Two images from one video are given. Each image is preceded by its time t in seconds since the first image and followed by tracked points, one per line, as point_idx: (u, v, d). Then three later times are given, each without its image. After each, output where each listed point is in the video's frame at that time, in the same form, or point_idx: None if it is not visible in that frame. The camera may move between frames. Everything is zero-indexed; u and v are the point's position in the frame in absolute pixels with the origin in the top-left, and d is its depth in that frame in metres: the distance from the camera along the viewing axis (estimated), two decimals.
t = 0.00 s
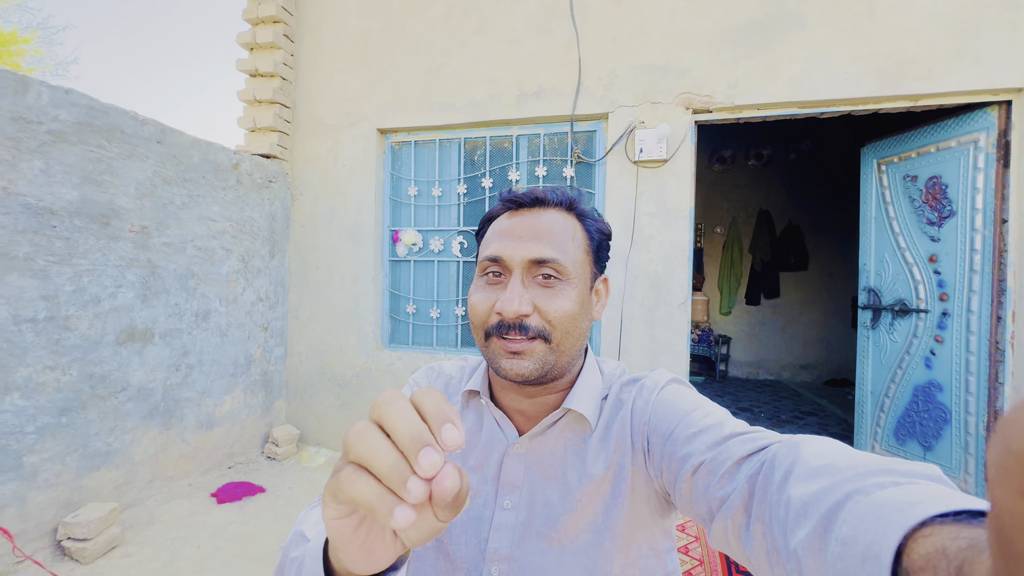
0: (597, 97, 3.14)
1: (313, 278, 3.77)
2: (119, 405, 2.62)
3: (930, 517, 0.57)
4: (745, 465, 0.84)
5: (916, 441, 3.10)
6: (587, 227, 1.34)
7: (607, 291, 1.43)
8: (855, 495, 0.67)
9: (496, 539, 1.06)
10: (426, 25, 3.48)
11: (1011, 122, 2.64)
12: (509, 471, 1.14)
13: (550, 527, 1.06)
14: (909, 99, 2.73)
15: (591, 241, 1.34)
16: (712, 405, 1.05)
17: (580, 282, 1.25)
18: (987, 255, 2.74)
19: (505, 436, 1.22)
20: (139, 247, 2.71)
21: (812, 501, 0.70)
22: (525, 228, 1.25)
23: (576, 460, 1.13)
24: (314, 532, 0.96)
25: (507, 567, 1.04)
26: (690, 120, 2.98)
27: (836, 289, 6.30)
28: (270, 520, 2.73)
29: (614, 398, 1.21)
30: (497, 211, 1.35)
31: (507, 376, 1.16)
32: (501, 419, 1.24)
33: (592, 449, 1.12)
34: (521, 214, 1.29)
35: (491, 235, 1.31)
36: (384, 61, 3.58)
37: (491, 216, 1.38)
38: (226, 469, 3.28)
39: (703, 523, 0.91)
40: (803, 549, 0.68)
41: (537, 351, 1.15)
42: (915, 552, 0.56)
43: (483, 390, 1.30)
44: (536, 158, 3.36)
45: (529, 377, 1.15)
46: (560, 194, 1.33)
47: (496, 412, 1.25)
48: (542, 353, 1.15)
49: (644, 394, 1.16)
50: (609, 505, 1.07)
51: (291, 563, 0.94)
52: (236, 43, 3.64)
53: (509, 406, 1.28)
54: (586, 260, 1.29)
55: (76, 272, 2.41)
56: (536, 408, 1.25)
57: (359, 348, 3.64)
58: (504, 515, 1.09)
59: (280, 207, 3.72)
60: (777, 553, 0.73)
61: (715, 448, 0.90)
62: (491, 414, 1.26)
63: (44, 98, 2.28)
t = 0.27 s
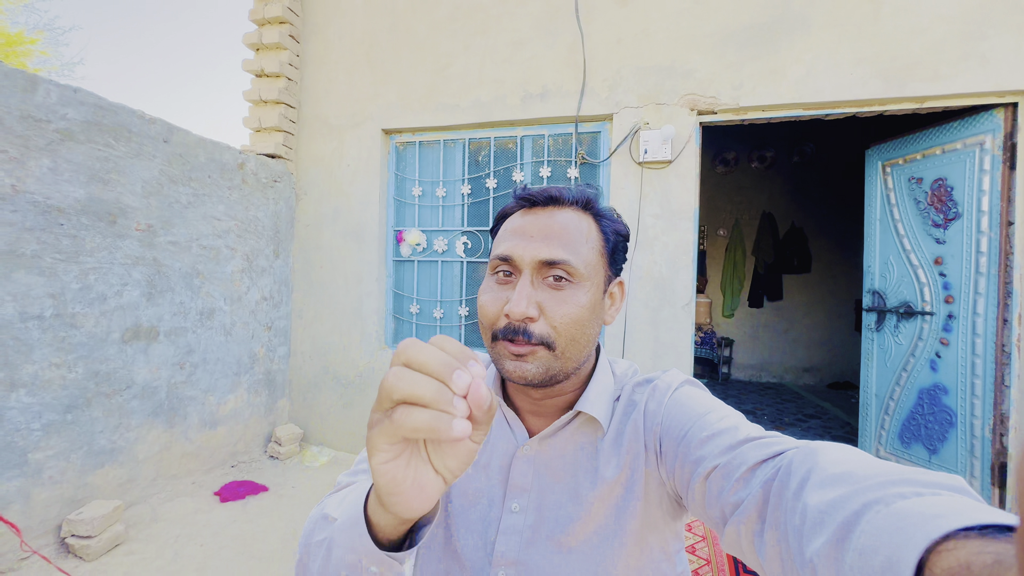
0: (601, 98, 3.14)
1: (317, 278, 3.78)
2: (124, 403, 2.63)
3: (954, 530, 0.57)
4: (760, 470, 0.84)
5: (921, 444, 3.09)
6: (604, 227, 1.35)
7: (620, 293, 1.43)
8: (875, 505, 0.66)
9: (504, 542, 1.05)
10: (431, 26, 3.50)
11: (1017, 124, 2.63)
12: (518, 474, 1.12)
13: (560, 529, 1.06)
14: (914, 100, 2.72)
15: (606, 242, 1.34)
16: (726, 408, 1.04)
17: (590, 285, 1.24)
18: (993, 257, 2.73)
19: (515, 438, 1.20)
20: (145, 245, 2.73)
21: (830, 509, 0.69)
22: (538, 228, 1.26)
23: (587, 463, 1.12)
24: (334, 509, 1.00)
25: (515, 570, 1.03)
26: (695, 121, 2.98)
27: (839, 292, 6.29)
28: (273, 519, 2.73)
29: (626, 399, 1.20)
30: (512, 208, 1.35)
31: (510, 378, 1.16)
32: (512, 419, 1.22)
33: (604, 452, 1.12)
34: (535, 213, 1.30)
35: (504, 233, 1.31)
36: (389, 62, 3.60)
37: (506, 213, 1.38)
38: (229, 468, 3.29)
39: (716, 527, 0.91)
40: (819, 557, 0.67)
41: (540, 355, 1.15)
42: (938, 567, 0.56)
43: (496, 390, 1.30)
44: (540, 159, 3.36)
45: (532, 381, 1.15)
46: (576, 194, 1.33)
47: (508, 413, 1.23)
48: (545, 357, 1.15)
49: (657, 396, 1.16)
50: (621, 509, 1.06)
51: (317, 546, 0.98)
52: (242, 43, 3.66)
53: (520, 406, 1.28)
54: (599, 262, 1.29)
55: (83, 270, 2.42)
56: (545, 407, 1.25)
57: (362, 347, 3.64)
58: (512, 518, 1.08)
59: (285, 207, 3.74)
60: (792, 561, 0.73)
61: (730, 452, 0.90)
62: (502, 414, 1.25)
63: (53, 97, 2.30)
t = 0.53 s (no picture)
0: (603, 100, 3.16)
1: (319, 277, 3.80)
2: (128, 399, 2.65)
3: (943, 519, 0.57)
4: (755, 463, 0.85)
5: (921, 446, 3.09)
6: (607, 224, 1.37)
7: (621, 291, 1.45)
8: (866, 496, 0.66)
9: (502, 535, 1.06)
10: (434, 27, 3.52)
11: (1017, 128, 2.64)
12: (516, 467, 1.13)
13: (557, 522, 1.07)
14: (915, 104, 2.73)
15: (609, 239, 1.36)
16: (721, 402, 1.05)
17: (593, 280, 1.26)
18: (993, 260, 2.73)
19: (513, 430, 1.20)
20: (149, 243, 2.75)
21: (822, 501, 0.70)
22: (544, 223, 1.27)
23: (585, 456, 1.14)
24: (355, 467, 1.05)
25: (513, 562, 1.04)
26: (696, 124, 3.00)
27: (840, 295, 6.29)
28: (274, 516, 2.75)
29: (623, 394, 1.22)
30: (518, 203, 1.37)
31: (512, 367, 1.17)
32: (511, 412, 1.22)
33: (601, 446, 1.13)
34: (542, 208, 1.31)
35: (509, 227, 1.32)
36: (392, 63, 3.62)
37: (512, 207, 1.40)
38: (230, 465, 3.30)
39: (711, 520, 0.92)
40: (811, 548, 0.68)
41: (543, 345, 1.16)
42: (927, 556, 0.56)
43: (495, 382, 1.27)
44: (542, 160, 3.38)
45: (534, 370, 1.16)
46: (582, 192, 1.35)
47: (507, 407, 1.23)
48: (548, 348, 1.16)
49: (654, 391, 1.17)
50: (618, 502, 1.08)
51: (335, 503, 1.02)
52: (248, 44, 3.69)
53: (518, 399, 1.27)
54: (603, 259, 1.30)
55: (88, 267, 2.45)
56: (542, 398, 1.23)
57: (364, 346, 3.66)
58: (511, 510, 1.09)
59: (288, 206, 3.76)
60: (785, 552, 0.74)
61: (725, 446, 0.91)
62: (501, 407, 1.25)
63: (60, 95, 2.33)
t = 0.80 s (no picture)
0: (607, 103, 3.18)
1: (324, 276, 3.83)
2: (135, 395, 2.68)
3: (930, 509, 0.60)
4: (753, 458, 0.87)
5: (921, 449, 3.10)
6: (620, 227, 1.39)
7: (631, 293, 1.46)
8: (860, 488, 0.69)
9: (508, 525, 1.09)
10: (440, 29, 3.55)
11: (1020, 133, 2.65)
12: (523, 459, 1.16)
13: (561, 515, 1.09)
14: (919, 108, 2.74)
15: (621, 240, 1.38)
16: (723, 401, 1.07)
17: (605, 274, 1.28)
18: (995, 265, 2.74)
19: (520, 424, 1.24)
20: (157, 241, 2.78)
21: (818, 493, 0.72)
22: (561, 216, 1.30)
23: (589, 451, 1.16)
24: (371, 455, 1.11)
25: (520, 553, 1.06)
26: (700, 127, 3.01)
27: (842, 298, 6.30)
28: (279, 513, 2.77)
29: (628, 393, 1.24)
30: (536, 202, 1.42)
31: (520, 349, 1.17)
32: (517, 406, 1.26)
33: (605, 442, 1.15)
34: (560, 204, 1.35)
35: (529, 220, 1.37)
36: (398, 64, 3.65)
37: (529, 207, 1.44)
38: (235, 462, 3.34)
39: (712, 516, 0.93)
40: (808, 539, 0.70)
41: (553, 328, 1.17)
42: (917, 542, 0.58)
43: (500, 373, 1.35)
44: (546, 161, 3.41)
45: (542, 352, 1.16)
46: (598, 195, 1.39)
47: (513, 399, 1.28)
48: (557, 332, 1.18)
49: (657, 390, 1.19)
50: (621, 498, 1.09)
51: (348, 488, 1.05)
52: (255, 45, 3.72)
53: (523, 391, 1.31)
54: (615, 257, 1.33)
55: (98, 265, 2.48)
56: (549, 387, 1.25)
57: (368, 345, 3.68)
58: (517, 502, 1.11)
59: (294, 206, 3.79)
60: (783, 544, 0.75)
61: (725, 442, 0.93)
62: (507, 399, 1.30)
63: (72, 96, 2.36)
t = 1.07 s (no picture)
0: (607, 103, 3.18)
1: (322, 273, 3.82)
2: (131, 392, 2.67)
3: (939, 503, 0.56)
4: (756, 455, 0.84)
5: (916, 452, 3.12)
6: (613, 225, 1.37)
7: (630, 289, 1.46)
8: (866, 483, 0.65)
9: (513, 527, 1.12)
10: (440, 27, 3.53)
11: (1018, 138, 2.66)
12: (527, 461, 1.17)
13: (564, 516, 1.10)
14: (918, 111, 2.75)
15: (616, 238, 1.37)
16: (729, 399, 1.04)
17: (601, 274, 1.28)
18: (991, 269, 2.75)
19: (522, 426, 1.24)
20: (155, 237, 2.77)
21: (823, 490, 0.69)
22: (552, 220, 1.31)
23: (592, 451, 1.15)
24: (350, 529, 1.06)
25: (524, 553, 1.10)
26: (699, 127, 3.01)
27: (839, 300, 6.32)
28: (275, 510, 2.77)
29: (631, 392, 1.21)
30: (527, 206, 1.41)
31: (522, 356, 1.19)
32: (522, 410, 1.26)
33: (608, 442, 1.14)
34: (551, 208, 1.35)
35: (520, 227, 1.37)
36: (398, 61, 3.63)
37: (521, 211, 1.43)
38: (231, 459, 3.33)
39: (717, 515, 0.91)
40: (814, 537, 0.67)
41: (553, 334, 1.19)
42: (929, 540, 0.55)
43: (504, 380, 1.31)
44: (546, 161, 3.40)
45: (544, 358, 1.18)
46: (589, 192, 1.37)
47: (517, 404, 1.27)
48: (557, 337, 1.19)
49: (661, 389, 1.16)
50: (625, 499, 1.09)
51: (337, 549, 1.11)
52: (254, 40, 3.70)
53: (526, 395, 1.31)
54: (611, 256, 1.33)
55: (94, 260, 2.47)
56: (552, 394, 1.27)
57: (365, 343, 3.68)
58: (521, 503, 1.13)
59: (292, 202, 3.78)
60: (788, 542, 0.73)
61: (728, 439, 0.90)
62: (511, 404, 1.28)
63: (69, 90, 2.35)
